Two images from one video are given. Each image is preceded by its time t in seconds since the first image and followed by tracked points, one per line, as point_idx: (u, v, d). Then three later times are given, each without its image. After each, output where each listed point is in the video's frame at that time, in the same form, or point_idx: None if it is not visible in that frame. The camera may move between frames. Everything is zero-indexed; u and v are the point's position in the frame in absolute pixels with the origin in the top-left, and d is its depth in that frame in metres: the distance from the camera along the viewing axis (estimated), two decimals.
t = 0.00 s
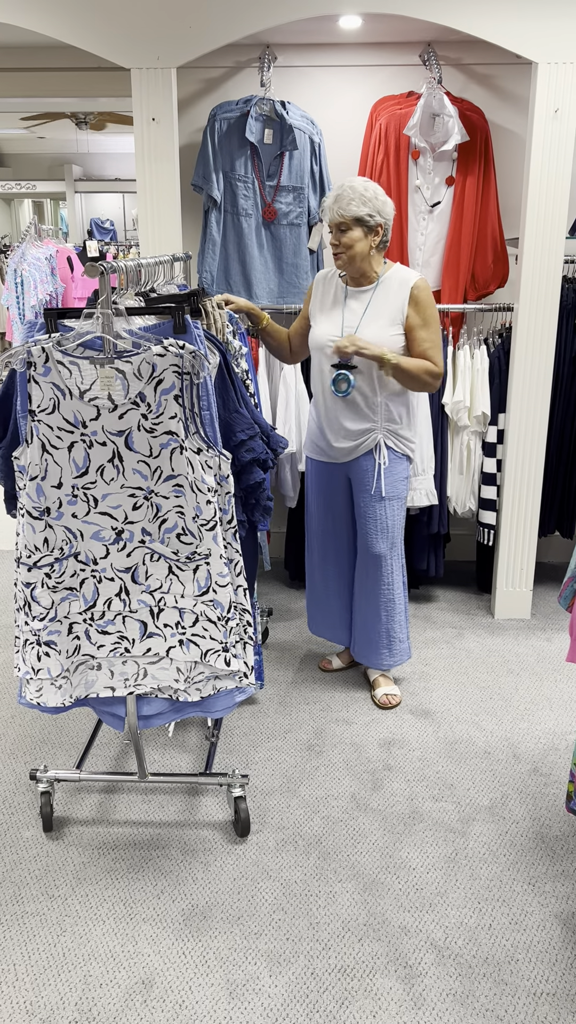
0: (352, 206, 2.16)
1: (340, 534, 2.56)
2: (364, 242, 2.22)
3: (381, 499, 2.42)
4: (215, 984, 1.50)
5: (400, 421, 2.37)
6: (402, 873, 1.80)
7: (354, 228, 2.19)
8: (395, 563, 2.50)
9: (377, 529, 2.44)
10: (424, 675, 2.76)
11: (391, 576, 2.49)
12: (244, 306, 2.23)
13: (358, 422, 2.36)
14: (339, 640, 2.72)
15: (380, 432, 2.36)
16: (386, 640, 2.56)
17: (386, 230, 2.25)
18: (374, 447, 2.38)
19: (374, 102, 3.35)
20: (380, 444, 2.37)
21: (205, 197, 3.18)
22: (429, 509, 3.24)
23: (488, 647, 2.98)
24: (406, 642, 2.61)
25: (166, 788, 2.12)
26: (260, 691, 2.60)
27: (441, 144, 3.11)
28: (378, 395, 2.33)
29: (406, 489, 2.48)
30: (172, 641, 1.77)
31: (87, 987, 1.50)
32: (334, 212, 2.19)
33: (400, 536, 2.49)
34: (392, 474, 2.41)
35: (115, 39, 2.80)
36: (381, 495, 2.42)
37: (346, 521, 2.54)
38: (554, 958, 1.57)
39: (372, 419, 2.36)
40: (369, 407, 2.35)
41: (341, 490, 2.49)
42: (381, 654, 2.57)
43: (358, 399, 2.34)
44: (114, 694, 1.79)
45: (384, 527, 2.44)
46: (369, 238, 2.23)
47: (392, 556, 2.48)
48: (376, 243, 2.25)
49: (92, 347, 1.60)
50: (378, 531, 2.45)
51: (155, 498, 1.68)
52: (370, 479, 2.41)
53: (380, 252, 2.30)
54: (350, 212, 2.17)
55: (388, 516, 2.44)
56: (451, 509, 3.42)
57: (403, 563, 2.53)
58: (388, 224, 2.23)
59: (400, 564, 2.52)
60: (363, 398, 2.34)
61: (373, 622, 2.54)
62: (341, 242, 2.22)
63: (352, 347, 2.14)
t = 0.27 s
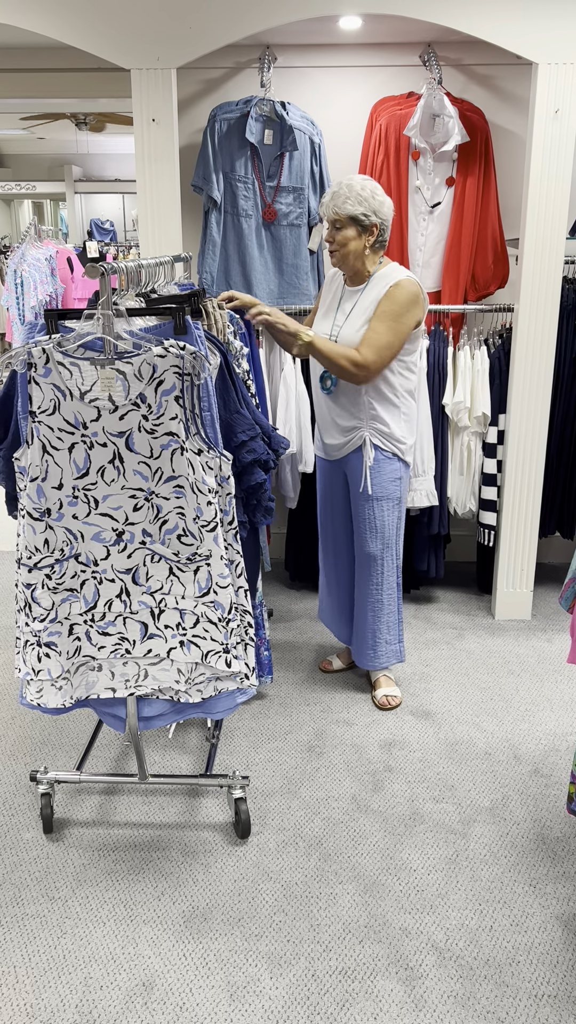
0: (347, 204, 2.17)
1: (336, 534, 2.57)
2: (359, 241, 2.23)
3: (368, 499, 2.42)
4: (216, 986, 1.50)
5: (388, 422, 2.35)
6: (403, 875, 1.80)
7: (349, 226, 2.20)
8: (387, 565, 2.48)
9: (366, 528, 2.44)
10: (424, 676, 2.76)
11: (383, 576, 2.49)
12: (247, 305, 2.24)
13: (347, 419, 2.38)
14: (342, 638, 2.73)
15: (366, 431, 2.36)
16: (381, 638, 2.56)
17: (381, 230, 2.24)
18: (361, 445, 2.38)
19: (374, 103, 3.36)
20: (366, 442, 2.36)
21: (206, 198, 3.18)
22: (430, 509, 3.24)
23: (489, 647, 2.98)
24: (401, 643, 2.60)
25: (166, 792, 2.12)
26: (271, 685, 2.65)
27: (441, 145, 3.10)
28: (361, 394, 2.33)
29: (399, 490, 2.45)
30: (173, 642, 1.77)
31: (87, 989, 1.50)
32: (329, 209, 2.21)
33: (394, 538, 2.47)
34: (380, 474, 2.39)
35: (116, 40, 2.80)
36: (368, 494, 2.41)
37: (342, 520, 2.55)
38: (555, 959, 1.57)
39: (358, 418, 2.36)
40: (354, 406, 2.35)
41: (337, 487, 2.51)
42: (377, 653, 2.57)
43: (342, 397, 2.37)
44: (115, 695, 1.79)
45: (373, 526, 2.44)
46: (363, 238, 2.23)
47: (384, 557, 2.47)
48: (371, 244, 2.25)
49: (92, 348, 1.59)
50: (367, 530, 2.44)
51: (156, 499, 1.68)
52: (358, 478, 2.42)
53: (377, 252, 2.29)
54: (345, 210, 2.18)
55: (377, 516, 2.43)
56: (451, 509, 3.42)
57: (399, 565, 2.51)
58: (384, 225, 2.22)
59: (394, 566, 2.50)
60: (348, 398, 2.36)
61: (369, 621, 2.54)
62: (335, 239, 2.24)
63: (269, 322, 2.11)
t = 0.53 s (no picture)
0: (350, 204, 2.17)
1: (334, 533, 2.59)
2: (360, 241, 2.25)
3: (357, 497, 2.43)
4: (217, 987, 1.50)
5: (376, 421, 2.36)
6: (404, 875, 1.80)
7: (351, 226, 2.22)
8: (380, 564, 2.47)
9: (358, 527, 2.46)
10: (425, 676, 2.76)
11: (377, 577, 2.49)
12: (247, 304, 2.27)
13: (340, 417, 2.41)
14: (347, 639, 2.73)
15: (355, 429, 2.38)
16: (381, 639, 2.56)
17: (383, 229, 2.25)
18: (352, 443, 2.40)
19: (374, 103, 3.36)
20: (355, 440, 2.39)
21: (206, 199, 3.18)
22: (430, 510, 3.24)
23: (489, 647, 2.98)
24: (400, 644, 2.59)
25: (168, 793, 2.13)
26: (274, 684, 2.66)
27: (442, 146, 3.10)
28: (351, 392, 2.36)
29: (391, 491, 2.43)
30: (174, 643, 1.77)
31: (88, 990, 1.50)
32: (332, 208, 2.21)
33: (386, 538, 2.46)
34: (367, 474, 2.40)
35: (116, 40, 2.80)
36: (357, 493, 2.42)
37: (340, 518, 2.56)
38: (556, 960, 1.57)
39: (349, 416, 2.39)
40: (345, 405, 2.39)
41: (334, 486, 2.53)
42: (376, 653, 2.58)
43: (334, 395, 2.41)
44: (117, 695, 1.79)
45: (362, 525, 2.45)
46: (365, 238, 2.25)
47: (378, 557, 2.47)
48: (373, 244, 2.27)
49: (93, 349, 1.59)
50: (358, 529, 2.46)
51: (157, 500, 1.68)
52: (349, 476, 2.44)
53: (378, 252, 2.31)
54: (348, 209, 2.18)
55: (366, 515, 2.43)
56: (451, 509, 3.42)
57: (397, 566, 2.50)
58: (386, 223, 2.23)
59: (389, 567, 2.48)
60: (339, 396, 2.39)
61: (368, 621, 2.54)
62: (337, 238, 2.25)
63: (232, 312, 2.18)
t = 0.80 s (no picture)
0: (352, 204, 2.17)
1: (334, 533, 2.59)
2: (360, 240, 2.25)
3: (357, 497, 2.43)
4: (217, 987, 1.50)
5: (376, 421, 2.36)
6: (404, 876, 1.80)
7: (351, 225, 2.22)
8: (380, 564, 2.47)
9: (359, 527, 2.46)
10: (425, 676, 2.76)
11: (378, 576, 2.49)
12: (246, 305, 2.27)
13: (340, 416, 2.42)
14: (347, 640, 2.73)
15: (354, 429, 2.38)
16: (382, 638, 2.56)
17: (383, 230, 2.25)
18: (352, 443, 2.40)
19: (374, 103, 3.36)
20: (355, 440, 2.39)
21: (206, 199, 3.18)
22: (430, 510, 3.23)
23: (489, 647, 2.98)
24: (403, 644, 2.59)
25: (168, 793, 2.13)
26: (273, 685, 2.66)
27: (441, 146, 3.10)
28: (350, 391, 2.37)
29: (392, 491, 2.43)
30: (174, 644, 1.77)
31: (88, 990, 1.50)
32: (333, 206, 2.21)
33: (387, 538, 2.46)
34: (368, 473, 2.40)
35: (115, 41, 2.80)
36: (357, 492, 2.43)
37: (340, 518, 2.56)
38: (556, 960, 1.57)
39: (349, 415, 2.40)
40: (345, 404, 2.40)
41: (334, 486, 2.53)
42: (378, 653, 2.58)
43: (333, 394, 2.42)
44: (117, 696, 1.79)
45: (363, 525, 2.45)
46: (365, 238, 2.25)
47: (378, 557, 2.47)
48: (372, 244, 2.27)
49: (92, 350, 1.59)
50: (358, 529, 2.46)
51: (157, 501, 1.68)
52: (349, 476, 2.44)
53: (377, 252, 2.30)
54: (349, 208, 2.18)
55: (367, 515, 2.43)
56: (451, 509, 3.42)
57: (398, 566, 2.50)
58: (386, 223, 2.24)
59: (391, 567, 2.48)
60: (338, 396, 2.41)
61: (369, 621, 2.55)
62: (337, 238, 2.25)
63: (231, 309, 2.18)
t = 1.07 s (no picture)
0: (346, 202, 2.18)
1: (333, 532, 2.59)
2: (356, 239, 2.24)
3: (357, 496, 2.43)
4: (215, 986, 1.50)
5: (376, 420, 2.35)
6: (403, 875, 1.80)
7: (346, 223, 2.22)
8: (380, 563, 2.47)
9: (358, 526, 2.46)
10: (424, 676, 2.76)
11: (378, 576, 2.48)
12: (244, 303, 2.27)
13: (340, 415, 2.42)
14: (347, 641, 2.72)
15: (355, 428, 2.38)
16: (383, 638, 2.56)
17: (379, 228, 2.24)
18: (352, 442, 2.41)
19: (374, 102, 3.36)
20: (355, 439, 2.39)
21: (205, 198, 3.18)
22: (430, 509, 3.23)
23: (489, 647, 2.98)
24: (404, 643, 2.59)
25: (166, 792, 2.12)
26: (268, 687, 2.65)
27: (441, 145, 3.10)
28: (350, 390, 2.36)
29: (391, 491, 2.43)
30: (172, 643, 1.77)
31: (87, 989, 1.50)
32: (328, 206, 2.22)
33: (387, 537, 2.46)
34: (367, 472, 2.40)
35: (115, 40, 2.80)
36: (356, 491, 2.43)
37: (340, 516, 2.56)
38: (555, 959, 1.57)
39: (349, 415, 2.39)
40: (345, 404, 2.39)
41: (334, 484, 2.54)
42: (380, 652, 2.58)
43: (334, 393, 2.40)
44: (115, 695, 1.79)
45: (362, 524, 2.45)
46: (360, 238, 2.25)
47: (379, 556, 2.47)
48: (368, 242, 2.26)
49: (91, 349, 1.60)
50: (358, 527, 2.46)
51: (155, 500, 1.68)
52: (349, 474, 2.44)
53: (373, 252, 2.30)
54: (344, 206, 2.19)
55: (366, 514, 2.43)
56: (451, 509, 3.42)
57: (398, 565, 2.49)
58: (382, 222, 2.23)
59: (391, 566, 2.48)
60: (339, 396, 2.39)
61: (371, 620, 2.55)
62: (332, 237, 2.25)
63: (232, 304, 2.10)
